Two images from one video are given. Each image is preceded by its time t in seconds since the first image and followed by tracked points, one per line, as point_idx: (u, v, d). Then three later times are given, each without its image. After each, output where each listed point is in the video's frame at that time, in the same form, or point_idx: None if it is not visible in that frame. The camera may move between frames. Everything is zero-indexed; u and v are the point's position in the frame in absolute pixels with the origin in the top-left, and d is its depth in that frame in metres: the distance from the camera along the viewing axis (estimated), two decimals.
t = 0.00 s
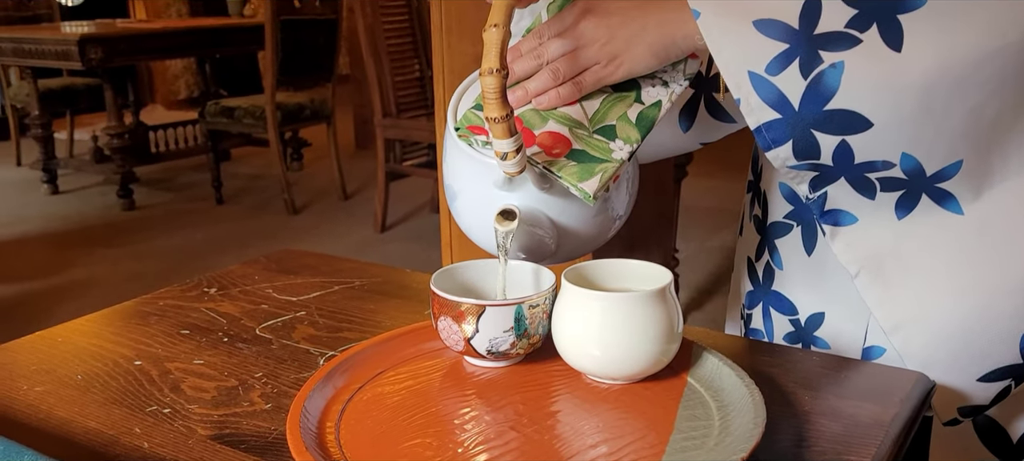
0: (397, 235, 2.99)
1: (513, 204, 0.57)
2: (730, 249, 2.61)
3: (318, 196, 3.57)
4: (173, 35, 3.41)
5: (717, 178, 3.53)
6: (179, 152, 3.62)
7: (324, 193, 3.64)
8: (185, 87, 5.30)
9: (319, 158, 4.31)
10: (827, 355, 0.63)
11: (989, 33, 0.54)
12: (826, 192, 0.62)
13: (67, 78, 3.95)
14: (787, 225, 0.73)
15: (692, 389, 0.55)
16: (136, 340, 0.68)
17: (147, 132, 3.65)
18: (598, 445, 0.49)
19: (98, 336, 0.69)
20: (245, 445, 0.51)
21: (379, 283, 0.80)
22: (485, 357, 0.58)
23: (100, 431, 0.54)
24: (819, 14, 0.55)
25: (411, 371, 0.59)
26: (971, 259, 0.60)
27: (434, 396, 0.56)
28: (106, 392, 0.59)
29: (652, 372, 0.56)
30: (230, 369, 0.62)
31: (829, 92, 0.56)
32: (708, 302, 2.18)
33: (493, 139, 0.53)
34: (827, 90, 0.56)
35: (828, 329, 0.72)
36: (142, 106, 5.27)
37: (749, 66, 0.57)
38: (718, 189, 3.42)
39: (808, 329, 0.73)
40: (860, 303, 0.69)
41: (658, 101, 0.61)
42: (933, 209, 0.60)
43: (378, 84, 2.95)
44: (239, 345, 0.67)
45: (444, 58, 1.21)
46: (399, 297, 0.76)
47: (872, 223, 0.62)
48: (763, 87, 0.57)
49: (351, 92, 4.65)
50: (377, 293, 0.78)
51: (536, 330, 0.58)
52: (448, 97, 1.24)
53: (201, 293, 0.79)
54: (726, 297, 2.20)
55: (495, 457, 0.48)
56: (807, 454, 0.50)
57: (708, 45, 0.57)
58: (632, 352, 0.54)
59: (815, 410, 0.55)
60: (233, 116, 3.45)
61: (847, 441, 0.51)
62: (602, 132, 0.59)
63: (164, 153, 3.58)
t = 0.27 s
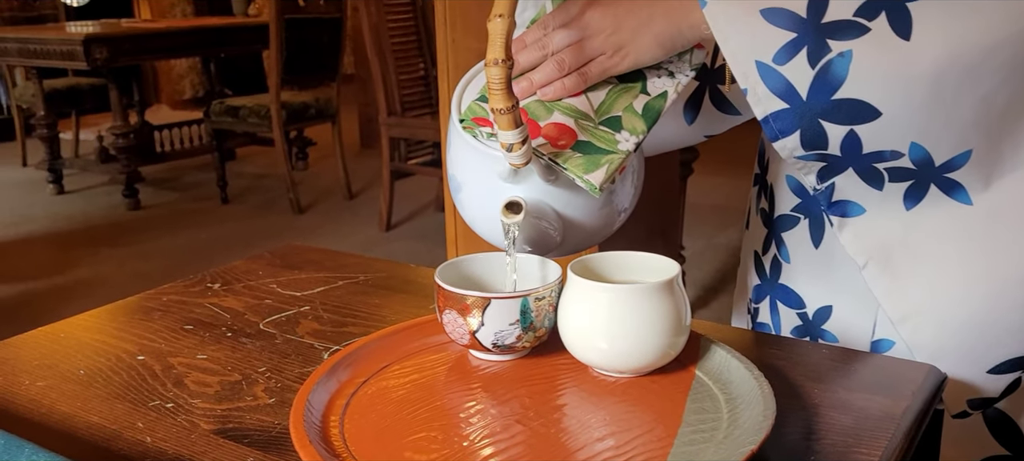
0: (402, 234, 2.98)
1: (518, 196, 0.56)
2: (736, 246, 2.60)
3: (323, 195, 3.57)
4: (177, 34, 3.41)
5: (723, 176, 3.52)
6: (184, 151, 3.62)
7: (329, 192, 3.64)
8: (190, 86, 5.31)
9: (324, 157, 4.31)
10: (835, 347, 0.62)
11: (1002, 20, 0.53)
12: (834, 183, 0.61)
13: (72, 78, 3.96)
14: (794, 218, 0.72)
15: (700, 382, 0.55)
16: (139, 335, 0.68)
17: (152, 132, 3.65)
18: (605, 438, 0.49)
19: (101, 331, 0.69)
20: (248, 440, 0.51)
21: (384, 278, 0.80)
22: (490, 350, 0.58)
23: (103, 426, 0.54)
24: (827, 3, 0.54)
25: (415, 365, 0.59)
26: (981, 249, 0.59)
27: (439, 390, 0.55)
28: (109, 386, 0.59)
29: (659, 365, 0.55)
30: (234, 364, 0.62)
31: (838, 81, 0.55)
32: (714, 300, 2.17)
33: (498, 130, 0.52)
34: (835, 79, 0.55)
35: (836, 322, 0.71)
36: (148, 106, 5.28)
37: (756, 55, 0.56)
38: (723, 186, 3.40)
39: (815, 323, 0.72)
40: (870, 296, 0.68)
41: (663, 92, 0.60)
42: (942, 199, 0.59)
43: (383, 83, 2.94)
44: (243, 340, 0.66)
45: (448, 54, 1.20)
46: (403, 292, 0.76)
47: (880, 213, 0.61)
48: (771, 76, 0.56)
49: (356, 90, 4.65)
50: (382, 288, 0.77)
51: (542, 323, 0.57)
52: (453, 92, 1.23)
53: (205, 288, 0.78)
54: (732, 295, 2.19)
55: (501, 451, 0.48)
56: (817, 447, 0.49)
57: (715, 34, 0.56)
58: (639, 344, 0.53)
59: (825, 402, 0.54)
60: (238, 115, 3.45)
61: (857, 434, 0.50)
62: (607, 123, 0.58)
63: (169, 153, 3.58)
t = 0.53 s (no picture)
0: (403, 234, 2.98)
1: (518, 192, 0.56)
2: (738, 245, 2.59)
3: (324, 195, 3.57)
4: (178, 35, 3.41)
5: (724, 175, 3.51)
6: (185, 152, 3.62)
7: (330, 192, 3.63)
8: (191, 87, 5.31)
9: (325, 157, 4.30)
10: (837, 343, 0.62)
11: (1004, 12, 0.53)
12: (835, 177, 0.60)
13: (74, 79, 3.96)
14: (795, 214, 0.72)
15: (701, 378, 0.54)
16: (138, 333, 0.68)
17: (153, 132, 3.65)
18: (605, 434, 0.48)
19: (99, 330, 0.68)
20: (246, 437, 0.51)
21: (383, 276, 0.79)
22: (490, 347, 0.57)
23: (100, 424, 0.53)
24: None
25: (415, 362, 0.58)
26: (982, 243, 0.59)
27: (438, 386, 0.55)
28: (106, 385, 0.58)
29: (660, 361, 0.55)
30: (232, 362, 0.62)
31: (838, 75, 0.54)
32: (716, 299, 2.16)
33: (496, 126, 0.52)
34: (835, 73, 0.54)
35: (838, 318, 0.70)
36: (149, 107, 5.28)
37: (755, 49, 0.55)
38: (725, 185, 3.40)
39: (817, 319, 0.72)
40: (871, 292, 0.67)
41: (663, 87, 0.59)
42: (942, 194, 0.59)
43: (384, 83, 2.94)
44: (241, 338, 0.66)
45: (448, 52, 1.20)
46: (403, 290, 0.76)
47: (880, 208, 0.61)
48: (770, 71, 0.56)
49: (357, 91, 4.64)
50: (381, 286, 0.77)
51: (542, 319, 0.57)
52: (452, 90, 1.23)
53: (204, 287, 0.78)
54: (734, 294, 2.19)
55: (500, 448, 0.47)
56: (818, 443, 0.49)
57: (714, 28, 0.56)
58: (640, 340, 0.53)
59: (827, 398, 0.53)
60: (239, 116, 3.45)
61: (859, 430, 0.50)
62: (607, 118, 0.58)
63: (170, 154, 3.58)
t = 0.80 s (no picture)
0: (403, 233, 2.98)
1: (515, 190, 0.56)
2: (738, 243, 2.59)
3: (324, 195, 3.57)
4: (177, 34, 3.41)
5: (724, 173, 3.51)
6: (184, 151, 3.62)
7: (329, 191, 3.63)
8: (190, 87, 5.30)
9: (324, 156, 4.30)
10: (835, 340, 0.62)
11: (1001, 10, 0.53)
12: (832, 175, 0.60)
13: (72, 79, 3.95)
14: (793, 211, 0.72)
15: (700, 376, 0.54)
16: (135, 332, 0.67)
17: (151, 132, 3.65)
18: (604, 432, 0.48)
19: (97, 328, 0.68)
20: (243, 436, 0.50)
21: (381, 274, 0.79)
22: (488, 345, 0.57)
23: (97, 423, 0.53)
24: None
25: (413, 360, 0.58)
26: (980, 240, 0.58)
27: (436, 384, 0.54)
28: (104, 383, 0.58)
29: (659, 358, 0.54)
30: (230, 360, 0.61)
31: (835, 73, 0.54)
32: (716, 297, 2.16)
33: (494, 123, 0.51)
34: (833, 70, 0.54)
35: (836, 315, 0.70)
36: (148, 107, 5.28)
37: (753, 46, 0.55)
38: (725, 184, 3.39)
39: (815, 316, 0.72)
40: (869, 289, 0.67)
41: (660, 84, 0.59)
42: (939, 191, 0.59)
43: (383, 82, 2.93)
44: (239, 336, 0.66)
45: (447, 50, 1.20)
46: (401, 288, 0.75)
47: (878, 205, 0.60)
48: (767, 68, 0.55)
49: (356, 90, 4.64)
50: (379, 284, 0.77)
51: (540, 316, 0.57)
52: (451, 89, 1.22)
53: (202, 285, 0.78)
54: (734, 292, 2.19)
55: (499, 445, 0.47)
56: (817, 440, 0.48)
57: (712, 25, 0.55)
58: (638, 338, 0.53)
59: (826, 395, 0.53)
60: (238, 115, 3.44)
61: (857, 427, 0.49)
62: (604, 115, 0.58)
63: (169, 153, 3.57)
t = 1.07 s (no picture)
0: (401, 232, 2.98)
1: (514, 188, 0.56)
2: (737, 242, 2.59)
3: (322, 194, 3.56)
4: (174, 33, 3.40)
5: (722, 172, 3.51)
6: (182, 151, 3.61)
7: (327, 191, 3.63)
8: (188, 87, 5.30)
9: (322, 156, 4.30)
10: (835, 338, 0.62)
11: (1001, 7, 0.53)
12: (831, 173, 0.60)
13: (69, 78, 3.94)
14: (792, 209, 0.72)
15: (701, 373, 0.54)
16: (133, 330, 0.67)
17: (149, 131, 3.64)
18: (604, 429, 0.48)
19: (95, 326, 0.68)
20: (243, 434, 0.50)
21: (380, 272, 0.79)
22: (488, 342, 0.57)
23: (95, 421, 0.53)
24: None
25: (412, 358, 0.58)
26: (979, 238, 0.58)
27: (436, 382, 0.54)
28: (102, 381, 0.58)
29: (660, 355, 0.54)
30: (228, 358, 0.61)
31: (835, 70, 0.54)
32: (714, 296, 2.16)
33: (494, 121, 0.51)
34: (832, 68, 0.54)
35: (835, 313, 0.70)
36: (146, 107, 5.27)
37: (752, 44, 0.55)
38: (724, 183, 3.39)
39: (814, 314, 0.72)
40: (869, 287, 0.67)
41: (659, 82, 0.59)
42: (937, 188, 0.59)
43: (380, 81, 2.93)
44: (238, 335, 0.65)
45: (446, 48, 1.19)
46: (400, 286, 0.75)
47: (876, 203, 0.60)
48: (767, 65, 0.55)
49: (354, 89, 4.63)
50: (378, 282, 0.77)
51: (540, 314, 0.57)
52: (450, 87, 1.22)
53: (200, 283, 0.78)
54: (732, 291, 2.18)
55: (499, 443, 0.47)
56: (818, 437, 0.48)
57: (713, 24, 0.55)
58: (638, 336, 0.52)
59: (826, 393, 0.53)
60: (235, 114, 3.44)
61: (858, 425, 0.49)
62: (603, 113, 0.57)
63: (166, 153, 3.57)
